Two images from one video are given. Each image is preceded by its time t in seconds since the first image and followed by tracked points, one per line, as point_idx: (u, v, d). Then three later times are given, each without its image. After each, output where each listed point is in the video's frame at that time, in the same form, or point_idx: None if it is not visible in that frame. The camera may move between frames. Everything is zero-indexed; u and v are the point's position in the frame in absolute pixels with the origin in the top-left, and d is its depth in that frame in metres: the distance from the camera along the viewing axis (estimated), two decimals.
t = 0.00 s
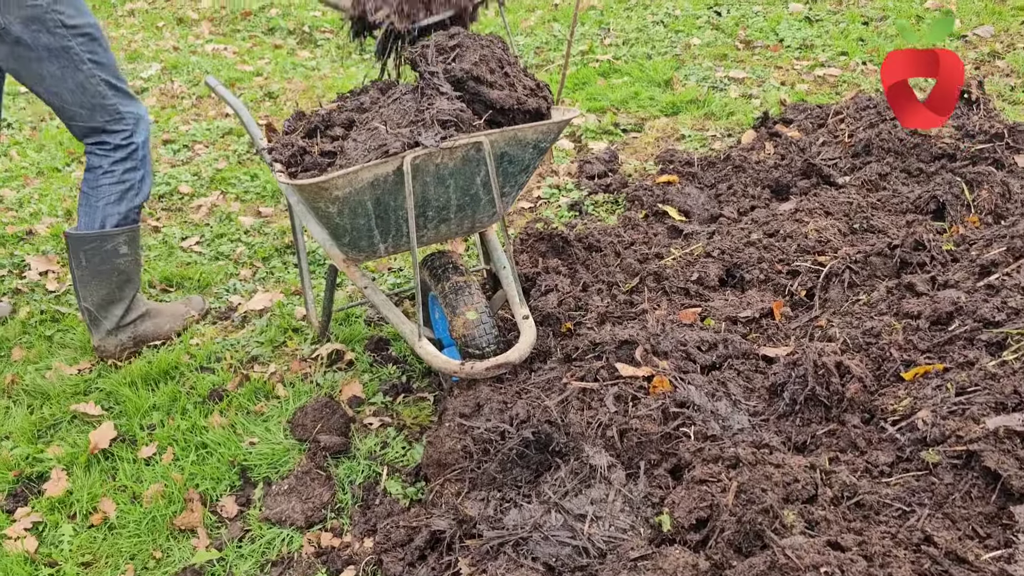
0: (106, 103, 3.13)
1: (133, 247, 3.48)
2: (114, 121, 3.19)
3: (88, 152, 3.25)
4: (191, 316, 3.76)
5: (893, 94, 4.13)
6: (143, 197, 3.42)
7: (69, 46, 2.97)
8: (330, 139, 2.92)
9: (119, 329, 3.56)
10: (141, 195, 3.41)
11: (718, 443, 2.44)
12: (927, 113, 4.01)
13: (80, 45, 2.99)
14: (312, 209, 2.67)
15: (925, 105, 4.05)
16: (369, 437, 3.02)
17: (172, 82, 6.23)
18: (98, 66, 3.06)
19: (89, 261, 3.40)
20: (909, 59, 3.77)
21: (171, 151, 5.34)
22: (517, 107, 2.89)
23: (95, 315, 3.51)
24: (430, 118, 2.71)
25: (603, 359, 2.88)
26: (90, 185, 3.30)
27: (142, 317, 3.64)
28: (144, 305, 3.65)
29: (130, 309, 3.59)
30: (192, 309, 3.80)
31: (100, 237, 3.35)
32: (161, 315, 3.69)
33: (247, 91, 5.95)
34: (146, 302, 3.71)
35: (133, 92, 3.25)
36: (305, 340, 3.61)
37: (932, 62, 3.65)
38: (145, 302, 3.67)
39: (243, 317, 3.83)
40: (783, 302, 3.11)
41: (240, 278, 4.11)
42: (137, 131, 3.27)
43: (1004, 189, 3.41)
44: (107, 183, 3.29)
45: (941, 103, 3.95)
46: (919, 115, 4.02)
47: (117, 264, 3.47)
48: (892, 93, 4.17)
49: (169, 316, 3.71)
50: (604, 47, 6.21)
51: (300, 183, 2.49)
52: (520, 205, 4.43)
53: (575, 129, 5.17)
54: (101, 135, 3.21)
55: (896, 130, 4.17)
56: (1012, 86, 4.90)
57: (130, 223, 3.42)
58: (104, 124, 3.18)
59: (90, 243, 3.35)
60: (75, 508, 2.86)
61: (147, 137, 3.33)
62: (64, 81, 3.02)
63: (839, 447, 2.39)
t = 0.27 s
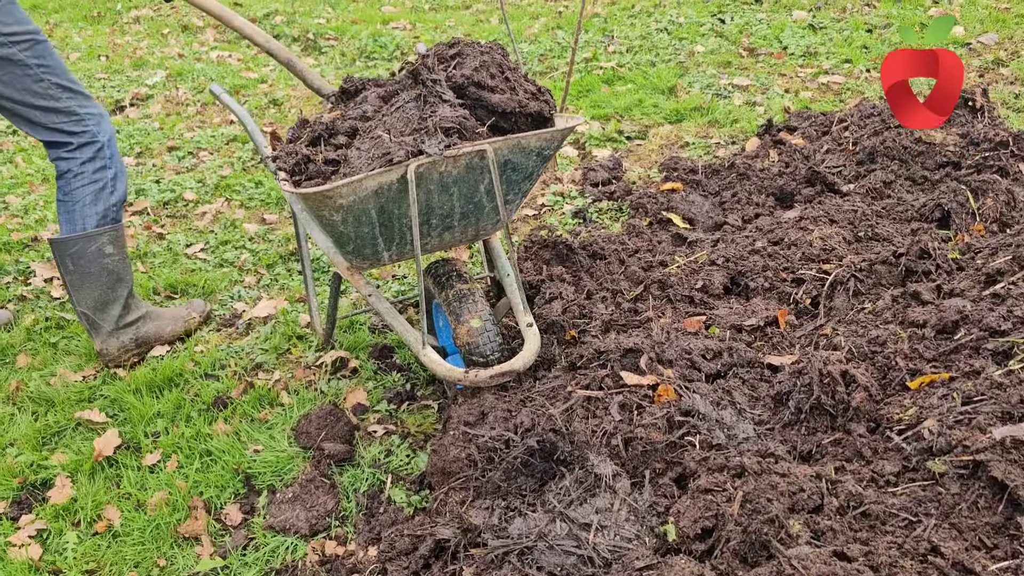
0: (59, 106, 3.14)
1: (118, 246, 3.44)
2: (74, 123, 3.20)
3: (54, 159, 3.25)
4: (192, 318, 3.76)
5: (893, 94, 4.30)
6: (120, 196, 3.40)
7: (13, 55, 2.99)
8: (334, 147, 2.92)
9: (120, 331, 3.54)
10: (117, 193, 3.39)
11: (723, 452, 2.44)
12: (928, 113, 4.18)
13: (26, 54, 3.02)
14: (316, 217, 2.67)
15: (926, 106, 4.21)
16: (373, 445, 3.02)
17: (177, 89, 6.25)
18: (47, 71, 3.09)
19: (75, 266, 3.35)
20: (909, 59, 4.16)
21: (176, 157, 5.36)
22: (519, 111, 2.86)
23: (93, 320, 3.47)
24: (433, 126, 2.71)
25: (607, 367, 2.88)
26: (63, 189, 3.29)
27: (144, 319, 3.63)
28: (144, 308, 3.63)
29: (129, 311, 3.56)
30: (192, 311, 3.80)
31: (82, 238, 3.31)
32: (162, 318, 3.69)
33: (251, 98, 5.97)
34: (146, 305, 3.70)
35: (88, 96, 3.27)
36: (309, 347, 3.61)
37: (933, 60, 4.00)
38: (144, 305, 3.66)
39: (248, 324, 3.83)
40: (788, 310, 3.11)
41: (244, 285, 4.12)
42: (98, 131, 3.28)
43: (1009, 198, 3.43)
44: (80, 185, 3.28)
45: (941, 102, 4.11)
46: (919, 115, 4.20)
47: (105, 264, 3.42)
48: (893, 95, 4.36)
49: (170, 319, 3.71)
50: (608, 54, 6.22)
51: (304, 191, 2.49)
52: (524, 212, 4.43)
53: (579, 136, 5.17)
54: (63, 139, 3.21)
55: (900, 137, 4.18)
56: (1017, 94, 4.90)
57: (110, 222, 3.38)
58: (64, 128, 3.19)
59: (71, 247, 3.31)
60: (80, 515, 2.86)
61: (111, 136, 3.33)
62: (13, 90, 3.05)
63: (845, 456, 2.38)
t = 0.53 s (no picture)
0: (26, 119, 3.17)
1: (97, 259, 3.43)
2: (41, 136, 3.23)
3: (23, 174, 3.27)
4: (180, 319, 3.71)
5: (893, 95, 4.29)
6: (93, 209, 3.41)
7: None
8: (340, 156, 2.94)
9: (109, 339, 3.53)
10: (90, 205, 3.40)
11: (728, 461, 2.45)
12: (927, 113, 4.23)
13: None
14: (322, 226, 2.68)
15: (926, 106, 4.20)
16: (378, 452, 3.03)
17: (183, 96, 6.29)
18: (13, 84, 3.12)
19: (52, 281, 3.36)
20: (909, 58, 3.96)
21: (181, 165, 5.38)
22: (525, 122, 2.89)
23: (81, 332, 3.48)
24: (440, 136, 2.73)
25: (612, 376, 2.88)
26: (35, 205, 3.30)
27: (132, 325, 3.61)
28: (130, 315, 3.62)
29: (114, 320, 3.55)
30: (181, 312, 3.76)
31: (57, 254, 3.32)
32: (151, 323, 3.67)
33: (257, 106, 6.00)
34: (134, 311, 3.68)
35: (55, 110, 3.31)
36: (314, 354, 3.62)
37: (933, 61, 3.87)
38: (130, 312, 3.64)
39: (253, 331, 3.84)
40: (793, 318, 3.11)
41: (249, 293, 4.13)
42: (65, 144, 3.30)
43: (1013, 207, 3.43)
44: (52, 201, 3.29)
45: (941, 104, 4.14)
46: (919, 115, 4.25)
47: (84, 277, 3.42)
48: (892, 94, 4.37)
49: (160, 322, 3.69)
50: (612, 62, 6.24)
51: (311, 200, 2.50)
52: (528, 220, 4.44)
53: (583, 144, 5.19)
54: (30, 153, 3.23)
55: (904, 146, 4.18)
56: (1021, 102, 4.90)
57: (85, 236, 3.39)
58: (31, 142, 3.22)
59: (47, 263, 3.31)
60: (85, 523, 2.86)
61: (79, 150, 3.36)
62: None
63: (850, 465, 2.38)
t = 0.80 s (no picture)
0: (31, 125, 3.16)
1: (78, 273, 3.35)
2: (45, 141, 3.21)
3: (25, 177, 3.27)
4: (155, 345, 3.62)
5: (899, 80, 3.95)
6: (88, 220, 3.34)
7: None
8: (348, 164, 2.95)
9: (78, 354, 3.43)
10: (86, 214, 3.33)
11: (735, 469, 2.45)
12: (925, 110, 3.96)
13: None
14: (330, 234, 2.69)
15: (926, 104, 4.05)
16: (384, 460, 3.03)
17: (189, 103, 6.32)
18: (20, 89, 3.10)
19: (31, 289, 3.29)
20: (909, 58, 3.75)
21: (188, 172, 5.40)
22: (533, 131, 2.90)
23: (49, 344, 3.40)
24: (448, 144, 2.74)
25: (619, 384, 2.89)
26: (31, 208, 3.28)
27: (104, 343, 3.50)
28: (106, 333, 3.52)
29: (88, 336, 3.45)
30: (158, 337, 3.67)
31: (36, 262, 3.25)
32: (125, 343, 3.56)
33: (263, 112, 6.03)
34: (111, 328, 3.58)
35: (66, 116, 3.29)
36: (321, 361, 3.63)
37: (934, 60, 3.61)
38: (106, 329, 3.54)
39: (259, 338, 3.85)
40: (799, 327, 3.12)
41: (256, 299, 4.14)
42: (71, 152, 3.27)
43: (1020, 216, 3.42)
44: (43, 207, 3.26)
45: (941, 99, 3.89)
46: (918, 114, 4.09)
47: (61, 289, 3.33)
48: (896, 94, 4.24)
49: (133, 344, 3.58)
50: (617, 70, 6.26)
51: (319, 208, 2.51)
52: (534, 227, 4.45)
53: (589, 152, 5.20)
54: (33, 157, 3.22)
55: (910, 154, 4.19)
56: None
57: (71, 246, 3.32)
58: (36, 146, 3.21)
59: (28, 270, 3.25)
60: (92, 529, 2.87)
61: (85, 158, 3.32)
62: None
63: (857, 475, 2.38)
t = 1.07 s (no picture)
0: (6, 167, 2.83)
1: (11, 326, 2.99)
2: (12, 187, 2.86)
3: None
4: (72, 424, 3.24)
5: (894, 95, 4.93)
6: (36, 277, 2.99)
7: None
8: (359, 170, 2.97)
9: None
10: (35, 271, 2.98)
11: (745, 476, 2.45)
12: (928, 114, 4.73)
13: None
14: (341, 240, 2.70)
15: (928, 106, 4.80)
16: (393, 465, 3.04)
17: (198, 108, 6.35)
18: (7, 127, 2.80)
19: None
20: (911, 60, 5.01)
21: (197, 176, 5.43)
22: (543, 137, 2.90)
23: None
24: (459, 151, 2.76)
25: (628, 391, 2.88)
26: None
27: (17, 410, 3.12)
28: (26, 399, 3.16)
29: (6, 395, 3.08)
30: (80, 416, 3.28)
31: None
32: (42, 416, 3.19)
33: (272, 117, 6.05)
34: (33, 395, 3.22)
35: (49, 164, 2.98)
36: (329, 366, 3.64)
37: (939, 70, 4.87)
38: (28, 396, 3.17)
39: (268, 343, 3.86)
40: (808, 333, 3.11)
41: (264, 304, 4.15)
42: (40, 205, 2.94)
43: None
44: None
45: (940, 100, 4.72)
46: (920, 115, 4.73)
47: None
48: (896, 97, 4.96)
49: (50, 418, 3.21)
50: (625, 75, 6.28)
51: (331, 214, 2.52)
52: (542, 233, 4.46)
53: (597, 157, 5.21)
54: None
55: (919, 161, 4.19)
56: None
57: (12, 301, 2.95)
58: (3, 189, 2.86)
59: None
60: (102, 533, 2.88)
61: (53, 216, 2.98)
62: None
63: (867, 482, 2.37)
